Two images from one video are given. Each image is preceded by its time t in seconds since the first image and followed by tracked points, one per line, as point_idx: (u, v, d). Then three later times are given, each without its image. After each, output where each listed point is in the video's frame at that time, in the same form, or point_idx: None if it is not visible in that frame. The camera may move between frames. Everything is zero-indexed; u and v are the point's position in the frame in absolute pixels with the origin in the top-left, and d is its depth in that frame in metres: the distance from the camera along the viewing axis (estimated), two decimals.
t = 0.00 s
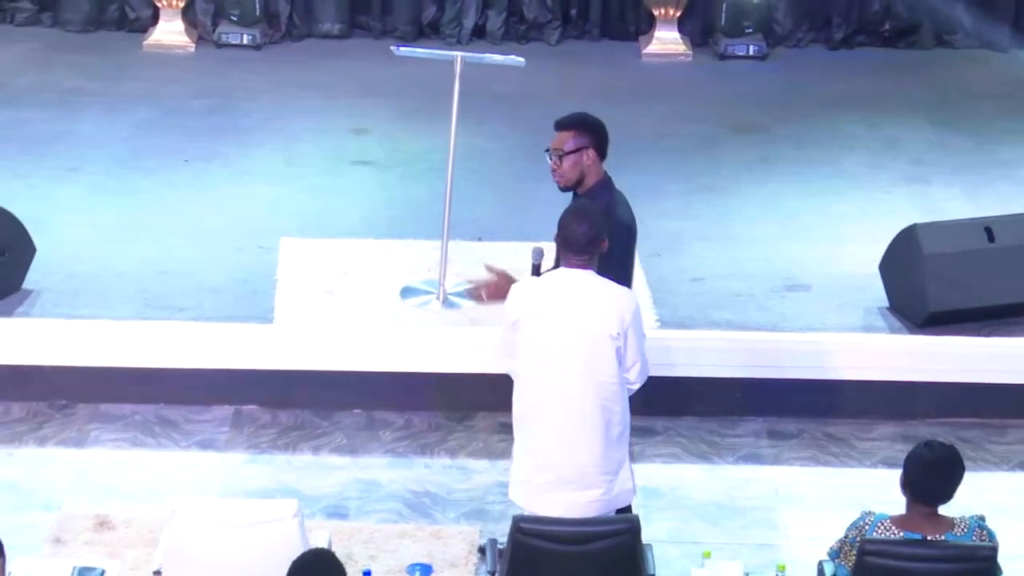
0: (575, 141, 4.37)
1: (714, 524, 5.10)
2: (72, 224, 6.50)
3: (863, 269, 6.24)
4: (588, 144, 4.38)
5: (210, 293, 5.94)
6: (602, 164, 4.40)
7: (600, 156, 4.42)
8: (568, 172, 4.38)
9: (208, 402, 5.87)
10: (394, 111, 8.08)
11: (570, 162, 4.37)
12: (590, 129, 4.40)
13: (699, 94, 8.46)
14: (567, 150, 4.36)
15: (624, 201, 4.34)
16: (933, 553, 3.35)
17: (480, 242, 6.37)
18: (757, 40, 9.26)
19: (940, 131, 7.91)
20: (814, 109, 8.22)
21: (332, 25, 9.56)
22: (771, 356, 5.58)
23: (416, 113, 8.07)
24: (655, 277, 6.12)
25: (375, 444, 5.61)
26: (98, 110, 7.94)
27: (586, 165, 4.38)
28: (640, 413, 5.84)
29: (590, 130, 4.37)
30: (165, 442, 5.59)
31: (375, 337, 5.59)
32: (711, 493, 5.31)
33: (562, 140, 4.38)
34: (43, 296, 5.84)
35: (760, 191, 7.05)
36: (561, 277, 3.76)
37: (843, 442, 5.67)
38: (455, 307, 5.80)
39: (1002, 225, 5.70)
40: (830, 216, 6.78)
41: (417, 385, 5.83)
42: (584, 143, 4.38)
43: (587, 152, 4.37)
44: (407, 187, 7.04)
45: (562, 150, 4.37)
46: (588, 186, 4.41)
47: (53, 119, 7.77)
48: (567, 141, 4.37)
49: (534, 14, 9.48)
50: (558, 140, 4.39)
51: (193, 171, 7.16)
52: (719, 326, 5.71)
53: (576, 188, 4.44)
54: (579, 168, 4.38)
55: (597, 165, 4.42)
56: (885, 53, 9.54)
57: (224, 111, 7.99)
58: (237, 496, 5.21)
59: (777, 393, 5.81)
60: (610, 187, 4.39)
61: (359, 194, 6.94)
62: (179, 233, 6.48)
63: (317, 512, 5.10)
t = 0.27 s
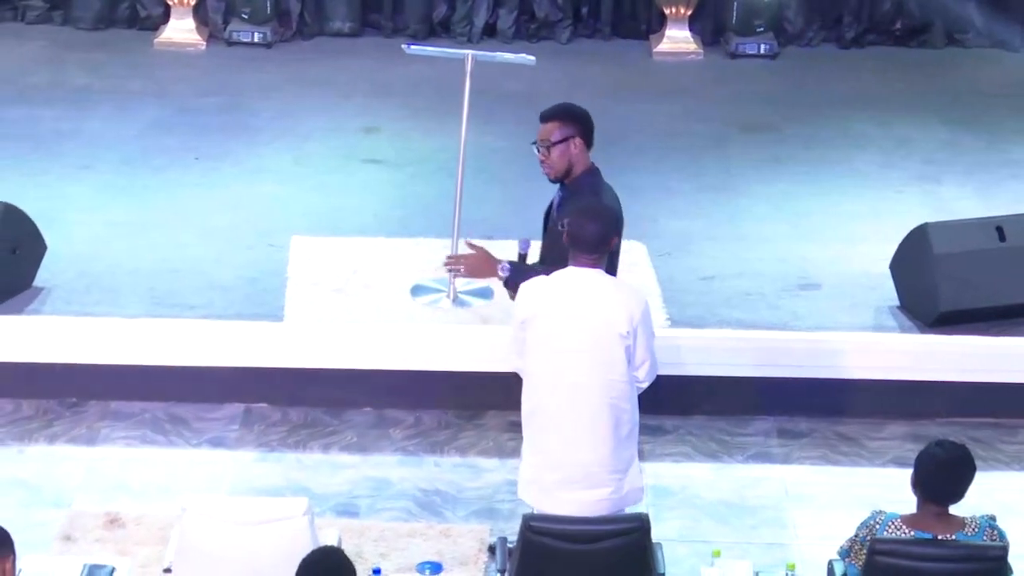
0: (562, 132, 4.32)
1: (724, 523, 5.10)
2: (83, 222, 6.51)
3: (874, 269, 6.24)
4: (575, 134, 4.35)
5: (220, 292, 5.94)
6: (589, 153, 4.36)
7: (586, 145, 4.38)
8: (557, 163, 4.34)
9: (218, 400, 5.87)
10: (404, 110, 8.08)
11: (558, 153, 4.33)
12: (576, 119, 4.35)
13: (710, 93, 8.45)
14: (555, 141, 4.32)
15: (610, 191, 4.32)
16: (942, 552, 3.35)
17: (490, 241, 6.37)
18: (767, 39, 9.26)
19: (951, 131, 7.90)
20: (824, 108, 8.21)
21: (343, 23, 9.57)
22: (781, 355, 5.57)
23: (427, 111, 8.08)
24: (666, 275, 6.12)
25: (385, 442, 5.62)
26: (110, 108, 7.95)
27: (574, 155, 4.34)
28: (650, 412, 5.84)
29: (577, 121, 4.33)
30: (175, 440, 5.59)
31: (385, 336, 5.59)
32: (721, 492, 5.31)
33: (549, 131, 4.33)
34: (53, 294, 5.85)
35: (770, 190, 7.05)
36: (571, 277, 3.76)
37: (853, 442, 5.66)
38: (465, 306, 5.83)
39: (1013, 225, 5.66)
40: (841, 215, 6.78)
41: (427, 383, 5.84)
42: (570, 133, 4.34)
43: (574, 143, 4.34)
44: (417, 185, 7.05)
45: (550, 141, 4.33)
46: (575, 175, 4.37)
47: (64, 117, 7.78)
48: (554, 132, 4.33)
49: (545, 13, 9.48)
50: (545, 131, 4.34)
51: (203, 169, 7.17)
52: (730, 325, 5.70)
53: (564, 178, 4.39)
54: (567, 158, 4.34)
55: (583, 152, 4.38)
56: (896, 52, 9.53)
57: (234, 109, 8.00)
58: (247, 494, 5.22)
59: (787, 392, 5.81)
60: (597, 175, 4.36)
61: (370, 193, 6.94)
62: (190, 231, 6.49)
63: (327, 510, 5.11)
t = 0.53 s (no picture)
0: (549, 124, 4.46)
1: (737, 520, 5.10)
2: (96, 218, 6.52)
3: (887, 266, 6.23)
4: (562, 126, 4.48)
5: (233, 287, 5.95)
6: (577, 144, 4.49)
7: (575, 137, 4.52)
8: (545, 155, 4.47)
9: (231, 396, 5.88)
10: (418, 107, 8.09)
11: (546, 145, 4.47)
12: (564, 112, 4.49)
13: (723, 91, 8.44)
14: (543, 133, 4.46)
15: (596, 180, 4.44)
16: (954, 550, 3.35)
17: (503, 237, 6.37)
18: (781, 36, 9.25)
19: (965, 129, 7.88)
20: (838, 106, 8.20)
21: (357, 19, 9.58)
22: (794, 352, 5.57)
23: (440, 108, 8.08)
24: (678, 273, 6.12)
25: (398, 439, 5.62)
26: (123, 104, 7.96)
27: (562, 147, 4.48)
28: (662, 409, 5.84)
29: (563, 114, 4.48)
30: (188, 435, 5.60)
31: (398, 333, 5.60)
32: (733, 489, 5.30)
33: (537, 123, 4.48)
34: (67, 290, 5.86)
35: (783, 188, 7.04)
36: (582, 275, 3.74)
37: (866, 439, 5.66)
38: (478, 303, 5.82)
39: None
40: (854, 213, 6.77)
41: (440, 380, 5.84)
42: (558, 125, 4.47)
43: (562, 135, 4.47)
44: (431, 182, 7.05)
45: (538, 133, 4.47)
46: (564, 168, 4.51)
47: (77, 113, 7.79)
48: (542, 125, 4.47)
49: (558, 9, 9.47)
50: (533, 124, 4.48)
51: (217, 165, 7.17)
52: (743, 322, 5.70)
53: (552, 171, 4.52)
54: (556, 150, 4.47)
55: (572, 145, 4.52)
56: (910, 50, 9.51)
57: (248, 106, 8.01)
58: (259, 490, 5.23)
59: (799, 390, 5.80)
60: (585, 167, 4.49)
61: (383, 189, 6.94)
62: (203, 227, 6.50)
63: (340, 507, 5.11)
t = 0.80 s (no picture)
0: (542, 123, 4.19)
1: (751, 517, 5.11)
2: (113, 214, 6.54)
3: (902, 264, 6.23)
4: (555, 124, 4.20)
5: (249, 283, 5.97)
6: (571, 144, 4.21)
7: (569, 137, 4.24)
8: (538, 155, 4.20)
9: (247, 391, 5.90)
10: (434, 103, 8.10)
11: (539, 145, 4.19)
12: (556, 110, 4.21)
13: (739, 88, 8.44)
14: (535, 133, 4.18)
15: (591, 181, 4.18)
16: (969, 547, 3.35)
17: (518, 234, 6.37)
18: (797, 33, 9.25)
19: (980, 127, 7.88)
20: (853, 104, 8.20)
21: (373, 16, 9.58)
22: (808, 350, 5.57)
23: (456, 105, 8.09)
24: (693, 270, 6.13)
25: (413, 434, 5.63)
26: (140, 99, 7.98)
27: (555, 147, 4.20)
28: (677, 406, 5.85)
29: (556, 112, 4.20)
30: (204, 430, 5.62)
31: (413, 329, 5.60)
32: (748, 486, 5.32)
33: (529, 122, 4.20)
34: (84, 285, 5.89)
35: (799, 186, 7.04)
36: (593, 271, 3.76)
37: (880, 437, 5.66)
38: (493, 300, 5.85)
39: None
40: (869, 211, 6.77)
41: (456, 376, 5.85)
42: (551, 123, 4.20)
43: (555, 134, 4.19)
44: (446, 178, 7.06)
45: (530, 133, 4.20)
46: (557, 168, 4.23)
47: (95, 109, 7.81)
48: (534, 123, 4.19)
49: (574, 6, 9.46)
50: (525, 123, 4.21)
51: (233, 161, 7.19)
52: (758, 319, 5.70)
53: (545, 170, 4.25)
54: (549, 150, 4.20)
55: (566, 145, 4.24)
56: (925, 48, 9.50)
57: (265, 102, 8.03)
58: (274, 485, 5.24)
59: (813, 387, 5.81)
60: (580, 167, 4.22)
61: (398, 185, 6.96)
62: (220, 222, 6.52)
63: (355, 502, 5.13)
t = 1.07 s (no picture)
0: (540, 130, 4.13)
1: (765, 514, 5.12)
2: (130, 209, 6.56)
3: (917, 262, 6.23)
4: (553, 129, 4.14)
5: (265, 279, 5.98)
6: (567, 148, 4.17)
7: (566, 139, 4.19)
8: (534, 160, 4.16)
9: (262, 387, 5.91)
10: (449, 100, 8.10)
11: (535, 151, 4.14)
12: (554, 114, 4.14)
13: (754, 86, 8.44)
14: (531, 140, 4.13)
15: (584, 189, 4.16)
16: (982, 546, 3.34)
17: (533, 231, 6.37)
18: (812, 31, 9.24)
19: (996, 126, 7.86)
20: (868, 102, 8.19)
21: (389, 13, 9.57)
22: (823, 348, 5.57)
23: (471, 102, 8.09)
24: (709, 267, 6.13)
25: (427, 431, 5.64)
26: (157, 96, 8.00)
27: (551, 151, 4.15)
28: (691, 403, 5.85)
29: (555, 119, 4.13)
30: (219, 426, 5.64)
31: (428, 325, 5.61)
32: (763, 483, 5.32)
33: (526, 126, 4.13)
34: (100, 280, 5.92)
35: (814, 183, 7.04)
36: (604, 268, 3.75)
37: (895, 435, 5.66)
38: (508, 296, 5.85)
39: None
40: (884, 209, 6.77)
41: (470, 372, 5.85)
42: (548, 129, 4.14)
43: (552, 139, 4.14)
44: (461, 175, 7.07)
45: (527, 138, 4.14)
46: (552, 171, 4.20)
47: (112, 105, 7.83)
48: (530, 129, 4.13)
49: (590, 4, 9.46)
50: (521, 126, 4.14)
51: (249, 157, 7.21)
52: (773, 317, 5.71)
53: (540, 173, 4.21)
54: (545, 156, 4.15)
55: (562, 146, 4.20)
56: (941, 46, 9.48)
57: (281, 98, 8.04)
58: (289, 481, 5.25)
59: (827, 385, 5.81)
60: (574, 171, 4.19)
61: (413, 182, 6.97)
62: (236, 219, 6.53)
63: (370, 498, 5.14)
